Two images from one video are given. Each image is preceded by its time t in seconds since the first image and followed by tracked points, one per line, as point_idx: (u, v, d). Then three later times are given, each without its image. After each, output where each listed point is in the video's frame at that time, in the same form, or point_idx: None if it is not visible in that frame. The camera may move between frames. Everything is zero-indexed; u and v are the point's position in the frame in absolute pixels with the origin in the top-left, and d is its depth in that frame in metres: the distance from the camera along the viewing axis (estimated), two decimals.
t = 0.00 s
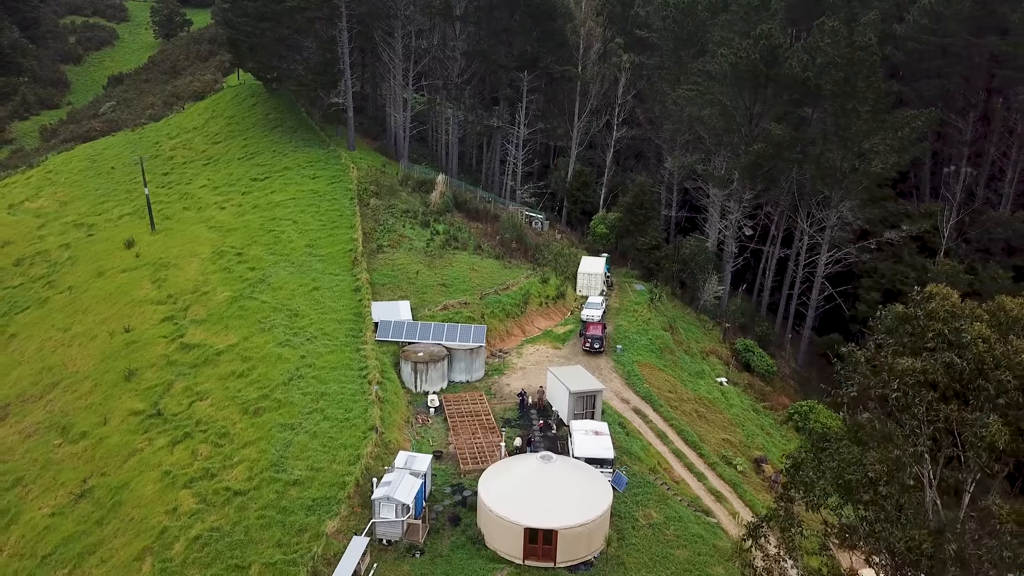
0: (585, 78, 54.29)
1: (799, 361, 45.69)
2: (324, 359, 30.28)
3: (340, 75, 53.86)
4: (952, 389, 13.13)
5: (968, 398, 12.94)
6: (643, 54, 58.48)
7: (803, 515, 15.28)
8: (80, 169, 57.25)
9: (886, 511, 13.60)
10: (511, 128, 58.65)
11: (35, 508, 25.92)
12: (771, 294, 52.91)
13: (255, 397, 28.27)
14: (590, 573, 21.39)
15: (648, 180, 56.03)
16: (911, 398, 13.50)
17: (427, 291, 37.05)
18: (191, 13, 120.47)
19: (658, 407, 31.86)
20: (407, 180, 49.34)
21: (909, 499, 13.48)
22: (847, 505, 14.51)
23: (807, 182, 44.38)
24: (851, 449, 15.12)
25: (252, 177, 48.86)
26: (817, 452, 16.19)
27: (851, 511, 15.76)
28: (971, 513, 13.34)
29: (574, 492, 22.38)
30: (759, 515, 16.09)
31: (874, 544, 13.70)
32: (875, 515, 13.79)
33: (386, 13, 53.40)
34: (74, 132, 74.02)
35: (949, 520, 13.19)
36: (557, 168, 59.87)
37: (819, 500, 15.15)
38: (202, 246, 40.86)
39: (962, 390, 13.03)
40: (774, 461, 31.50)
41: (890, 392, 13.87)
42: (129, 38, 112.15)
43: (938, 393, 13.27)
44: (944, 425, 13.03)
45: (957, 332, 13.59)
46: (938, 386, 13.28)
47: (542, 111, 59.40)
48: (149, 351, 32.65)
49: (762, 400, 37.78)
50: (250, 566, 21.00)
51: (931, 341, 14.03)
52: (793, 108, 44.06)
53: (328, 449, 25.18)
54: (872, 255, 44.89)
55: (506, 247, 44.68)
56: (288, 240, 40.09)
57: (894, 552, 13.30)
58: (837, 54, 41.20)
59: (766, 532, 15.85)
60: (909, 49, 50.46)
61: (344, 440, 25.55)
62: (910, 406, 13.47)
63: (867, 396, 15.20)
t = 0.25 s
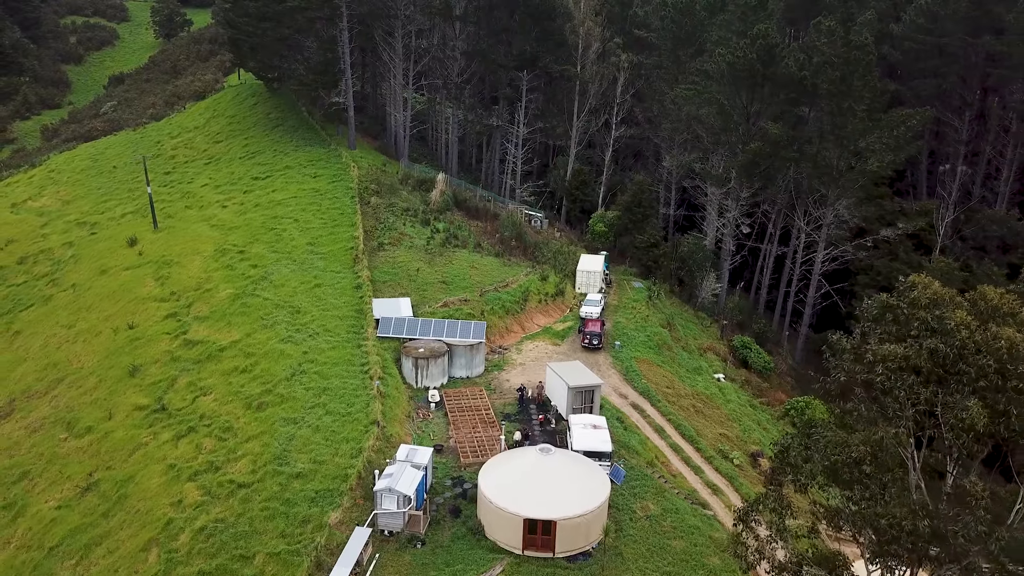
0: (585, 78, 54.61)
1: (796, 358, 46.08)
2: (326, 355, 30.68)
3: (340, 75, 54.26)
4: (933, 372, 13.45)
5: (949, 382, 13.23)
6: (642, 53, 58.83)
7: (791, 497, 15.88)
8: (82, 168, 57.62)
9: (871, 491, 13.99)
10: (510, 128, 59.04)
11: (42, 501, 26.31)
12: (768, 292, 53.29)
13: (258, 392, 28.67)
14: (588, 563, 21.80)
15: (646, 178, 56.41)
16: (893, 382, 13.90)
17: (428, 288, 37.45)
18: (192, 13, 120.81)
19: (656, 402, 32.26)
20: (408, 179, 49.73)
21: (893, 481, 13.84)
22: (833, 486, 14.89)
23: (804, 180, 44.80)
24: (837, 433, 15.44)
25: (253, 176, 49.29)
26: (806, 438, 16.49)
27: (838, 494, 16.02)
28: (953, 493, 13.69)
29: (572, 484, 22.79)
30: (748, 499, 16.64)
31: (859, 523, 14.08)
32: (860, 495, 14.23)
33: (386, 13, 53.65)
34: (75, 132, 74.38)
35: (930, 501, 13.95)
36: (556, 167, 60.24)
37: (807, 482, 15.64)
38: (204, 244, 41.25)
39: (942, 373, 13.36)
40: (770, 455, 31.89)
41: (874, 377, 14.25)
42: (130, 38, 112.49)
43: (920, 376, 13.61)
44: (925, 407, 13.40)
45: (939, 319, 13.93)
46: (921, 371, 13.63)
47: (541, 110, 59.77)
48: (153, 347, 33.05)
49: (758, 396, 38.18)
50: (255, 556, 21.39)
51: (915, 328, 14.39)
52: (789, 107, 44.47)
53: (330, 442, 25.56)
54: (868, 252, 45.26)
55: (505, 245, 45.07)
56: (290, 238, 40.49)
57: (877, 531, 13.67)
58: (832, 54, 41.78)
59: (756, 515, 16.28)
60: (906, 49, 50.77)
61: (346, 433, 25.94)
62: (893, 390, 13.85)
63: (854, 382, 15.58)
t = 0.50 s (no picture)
0: (583, 77, 55.50)
1: (793, 355, 46.47)
2: (328, 351, 31.07)
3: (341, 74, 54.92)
4: (916, 358, 13.76)
5: (933, 368, 13.56)
6: (640, 53, 59.19)
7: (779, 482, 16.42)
8: (85, 167, 57.99)
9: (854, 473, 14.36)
10: (510, 127, 59.40)
11: (48, 495, 26.67)
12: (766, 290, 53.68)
13: (260, 387, 29.05)
14: (587, 554, 22.21)
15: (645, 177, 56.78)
16: (876, 368, 14.32)
17: (428, 286, 37.83)
18: (192, 13, 121.15)
19: (654, 397, 32.63)
20: (408, 178, 50.08)
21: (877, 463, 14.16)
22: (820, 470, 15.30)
23: (801, 179, 45.17)
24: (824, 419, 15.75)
25: (255, 175, 49.67)
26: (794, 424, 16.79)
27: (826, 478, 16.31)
28: (936, 477, 13.94)
29: (570, 476, 23.18)
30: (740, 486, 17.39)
31: (843, 504, 14.44)
32: (845, 478, 14.55)
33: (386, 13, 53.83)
34: (77, 131, 74.68)
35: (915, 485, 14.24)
36: (556, 166, 60.61)
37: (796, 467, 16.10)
38: (206, 242, 41.63)
39: (925, 359, 13.66)
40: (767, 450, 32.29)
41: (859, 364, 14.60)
42: (130, 38, 112.78)
43: (904, 363, 13.94)
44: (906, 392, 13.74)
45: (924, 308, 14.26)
46: (905, 357, 13.95)
47: (541, 109, 60.14)
48: (157, 343, 33.44)
49: (756, 392, 38.55)
50: (259, 546, 21.76)
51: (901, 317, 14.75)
52: (787, 106, 44.82)
53: (333, 436, 25.94)
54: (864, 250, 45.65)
55: (505, 243, 45.46)
56: (291, 236, 40.86)
57: (859, 512, 14.01)
58: (829, 53, 42.95)
59: (746, 499, 17.01)
60: (903, 48, 51.10)
61: (348, 427, 26.33)
62: (876, 376, 14.24)
63: (842, 371, 15.98)
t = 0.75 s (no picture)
0: (583, 76, 56.08)
1: (790, 351, 46.84)
2: (330, 347, 31.45)
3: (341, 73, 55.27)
4: (901, 346, 14.13)
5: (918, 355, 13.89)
6: (639, 52, 59.53)
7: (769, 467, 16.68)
8: (87, 166, 58.37)
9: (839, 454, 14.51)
10: (509, 126, 59.77)
11: (54, 488, 27.06)
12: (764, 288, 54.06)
13: (263, 382, 29.43)
14: (585, 545, 22.60)
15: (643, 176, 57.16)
16: (863, 356, 14.65)
17: (429, 283, 38.22)
18: (192, 13, 121.49)
19: (652, 393, 33.00)
20: (408, 176, 50.48)
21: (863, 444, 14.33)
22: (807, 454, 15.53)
23: (798, 177, 45.54)
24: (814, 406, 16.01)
25: (256, 173, 50.07)
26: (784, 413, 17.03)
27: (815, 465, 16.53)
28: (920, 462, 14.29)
29: (568, 468, 23.56)
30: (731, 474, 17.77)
31: (828, 486, 14.62)
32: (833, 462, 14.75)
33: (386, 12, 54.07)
34: (78, 130, 75.02)
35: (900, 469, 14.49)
36: (555, 165, 60.99)
37: (787, 452, 16.46)
38: (209, 240, 42.00)
39: (909, 347, 14.00)
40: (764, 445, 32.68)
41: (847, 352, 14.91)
42: (131, 38, 113.08)
43: (890, 350, 14.27)
44: (891, 378, 14.13)
45: (910, 298, 14.66)
46: (891, 345, 14.29)
47: (540, 109, 60.51)
48: (160, 339, 33.83)
49: (753, 388, 38.93)
50: (262, 537, 22.12)
51: (888, 308, 15.17)
52: (784, 105, 45.18)
53: (335, 430, 26.32)
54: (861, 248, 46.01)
55: (504, 241, 45.85)
56: (293, 234, 41.23)
57: (844, 494, 14.28)
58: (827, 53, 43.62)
59: (736, 485, 17.36)
60: (900, 48, 51.45)
61: (350, 421, 26.70)
62: (863, 363, 14.67)
63: (832, 360, 16.46)
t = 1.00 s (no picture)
0: (582, 76, 56.33)
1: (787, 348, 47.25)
2: (332, 343, 31.82)
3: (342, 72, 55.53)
4: (886, 336, 14.44)
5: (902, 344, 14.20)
6: (638, 52, 59.86)
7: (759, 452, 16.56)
8: (89, 165, 58.72)
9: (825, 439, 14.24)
10: (508, 125, 60.13)
11: (60, 481, 27.42)
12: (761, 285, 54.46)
13: (266, 377, 29.81)
14: (583, 536, 22.98)
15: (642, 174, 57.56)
16: (849, 344, 14.90)
17: (429, 280, 38.62)
18: (192, 13, 121.78)
19: (649, 388, 33.40)
20: (409, 175, 50.87)
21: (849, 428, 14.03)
22: (794, 439, 15.39)
23: (796, 176, 45.91)
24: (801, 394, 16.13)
25: (257, 172, 50.43)
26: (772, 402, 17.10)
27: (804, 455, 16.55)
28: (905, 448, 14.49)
29: (567, 461, 23.94)
30: (720, 460, 17.70)
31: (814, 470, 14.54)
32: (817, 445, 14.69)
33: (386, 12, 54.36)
34: (80, 129, 75.37)
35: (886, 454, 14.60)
36: (554, 163, 61.36)
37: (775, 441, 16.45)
38: (211, 238, 42.36)
39: (894, 336, 14.33)
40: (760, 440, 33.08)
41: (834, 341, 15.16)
42: (131, 37, 113.36)
43: (876, 339, 14.56)
44: (878, 365, 14.22)
45: (895, 290, 15.13)
46: (877, 334, 14.60)
47: (539, 108, 60.86)
48: (164, 336, 34.21)
49: (750, 384, 39.33)
50: (266, 528, 22.49)
51: (874, 298, 15.58)
52: (781, 104, 45.55)
53: (337, 424, 26.69)
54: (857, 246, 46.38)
55: (504, 239, 46.26)
56: (294, 232, 41.60)
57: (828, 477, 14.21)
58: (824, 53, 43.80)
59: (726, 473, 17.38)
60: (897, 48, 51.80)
61: (351, 416, 27.06)
62: (849, 352, 14.81)
63: (817, 350, 16.56)
